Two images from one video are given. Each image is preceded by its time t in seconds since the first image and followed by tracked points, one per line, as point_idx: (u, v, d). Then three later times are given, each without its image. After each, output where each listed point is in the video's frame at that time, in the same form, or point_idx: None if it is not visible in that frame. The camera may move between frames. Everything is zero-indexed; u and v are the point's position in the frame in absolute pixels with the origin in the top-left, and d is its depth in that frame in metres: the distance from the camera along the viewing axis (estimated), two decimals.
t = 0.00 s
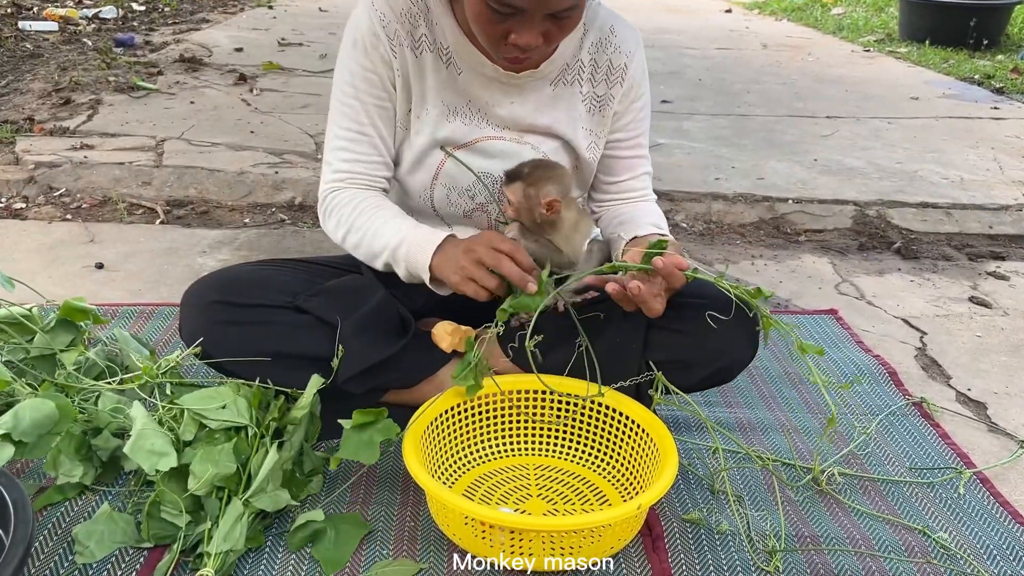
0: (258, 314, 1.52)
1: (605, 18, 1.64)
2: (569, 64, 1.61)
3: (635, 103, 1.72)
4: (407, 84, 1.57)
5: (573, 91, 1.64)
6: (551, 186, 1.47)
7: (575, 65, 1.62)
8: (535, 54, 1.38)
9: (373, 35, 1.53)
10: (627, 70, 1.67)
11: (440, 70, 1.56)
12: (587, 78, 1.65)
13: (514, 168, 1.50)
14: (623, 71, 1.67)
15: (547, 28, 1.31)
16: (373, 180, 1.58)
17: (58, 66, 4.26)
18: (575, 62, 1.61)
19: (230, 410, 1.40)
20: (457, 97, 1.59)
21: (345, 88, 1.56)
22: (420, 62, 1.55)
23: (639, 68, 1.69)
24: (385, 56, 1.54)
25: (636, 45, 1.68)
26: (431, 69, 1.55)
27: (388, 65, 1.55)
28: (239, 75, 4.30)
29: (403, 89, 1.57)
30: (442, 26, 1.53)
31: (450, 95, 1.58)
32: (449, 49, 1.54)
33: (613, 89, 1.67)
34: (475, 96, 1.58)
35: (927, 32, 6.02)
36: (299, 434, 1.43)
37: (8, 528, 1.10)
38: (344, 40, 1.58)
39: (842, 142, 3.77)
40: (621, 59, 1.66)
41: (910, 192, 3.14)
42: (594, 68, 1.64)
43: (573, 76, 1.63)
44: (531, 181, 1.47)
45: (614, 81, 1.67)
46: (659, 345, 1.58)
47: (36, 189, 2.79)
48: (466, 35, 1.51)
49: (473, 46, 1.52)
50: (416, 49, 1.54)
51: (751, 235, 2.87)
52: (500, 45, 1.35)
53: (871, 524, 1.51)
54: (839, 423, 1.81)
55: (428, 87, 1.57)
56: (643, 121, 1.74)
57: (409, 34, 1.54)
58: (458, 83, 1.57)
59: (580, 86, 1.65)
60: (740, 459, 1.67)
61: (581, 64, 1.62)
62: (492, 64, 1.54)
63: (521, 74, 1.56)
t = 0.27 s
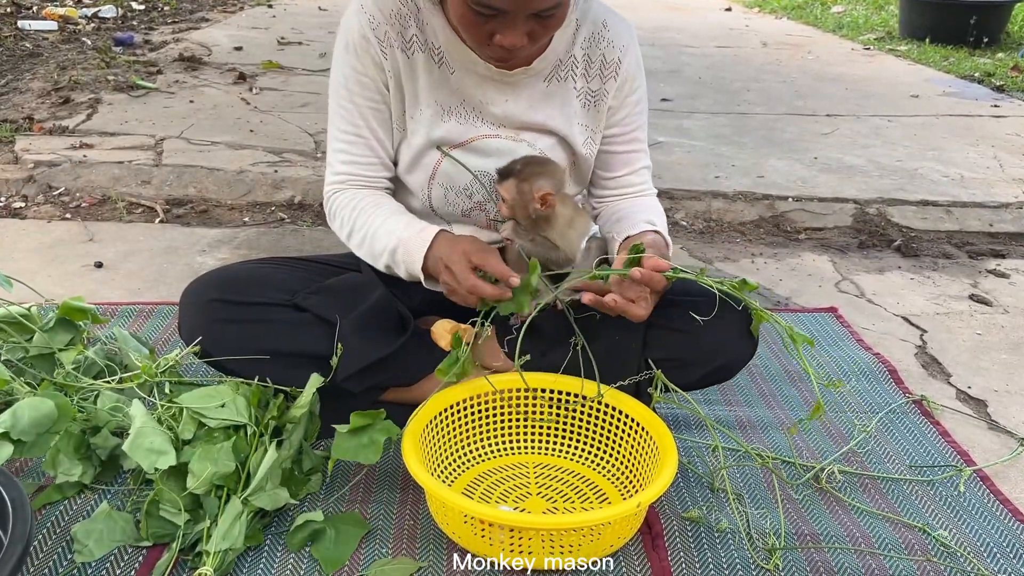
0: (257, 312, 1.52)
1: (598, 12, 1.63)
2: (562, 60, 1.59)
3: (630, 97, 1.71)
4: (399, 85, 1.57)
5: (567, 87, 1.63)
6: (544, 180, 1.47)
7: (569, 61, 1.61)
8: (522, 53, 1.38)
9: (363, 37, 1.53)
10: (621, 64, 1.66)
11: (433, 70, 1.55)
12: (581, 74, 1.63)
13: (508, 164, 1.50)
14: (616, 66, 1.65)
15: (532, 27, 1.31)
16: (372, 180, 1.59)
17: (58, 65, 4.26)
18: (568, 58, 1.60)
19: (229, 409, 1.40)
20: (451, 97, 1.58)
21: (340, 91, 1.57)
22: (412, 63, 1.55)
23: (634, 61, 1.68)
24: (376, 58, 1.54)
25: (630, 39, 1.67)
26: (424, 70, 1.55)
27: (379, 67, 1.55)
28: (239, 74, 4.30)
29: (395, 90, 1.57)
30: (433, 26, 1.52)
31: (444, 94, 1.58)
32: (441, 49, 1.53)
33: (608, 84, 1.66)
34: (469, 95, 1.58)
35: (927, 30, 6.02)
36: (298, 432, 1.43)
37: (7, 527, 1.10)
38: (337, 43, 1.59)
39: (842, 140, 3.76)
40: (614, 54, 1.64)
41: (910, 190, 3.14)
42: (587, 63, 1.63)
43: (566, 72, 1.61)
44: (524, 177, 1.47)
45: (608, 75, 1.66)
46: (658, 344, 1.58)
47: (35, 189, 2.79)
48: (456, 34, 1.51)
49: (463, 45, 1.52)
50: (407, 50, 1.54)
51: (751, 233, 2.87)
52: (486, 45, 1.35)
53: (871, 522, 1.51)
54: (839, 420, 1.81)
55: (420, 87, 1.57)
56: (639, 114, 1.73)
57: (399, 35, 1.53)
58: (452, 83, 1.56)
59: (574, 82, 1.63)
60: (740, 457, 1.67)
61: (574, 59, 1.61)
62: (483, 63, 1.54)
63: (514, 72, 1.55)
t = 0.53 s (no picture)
0: (257, 310, 1.53)
1: (595, 9, 1.63)
2: (560, 58, 1.59)
3: (629, 93, 1.70)
4: (397, 84, 1.57)
5: (565, 85, 1.63)
6: (547, 177, 1.47)
7: (566, 59, 1.60)
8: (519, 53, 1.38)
9: (361, 38, 1.53)
10: (619, 61, 1.65)
11: (430, 69, 1.55)
12: (579, 71, 1.63)
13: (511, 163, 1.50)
14: (614, 63, 1.65)
15: (529, 29, 1.30)
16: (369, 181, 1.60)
17: (57, 64, 4.26)
18: (566, 55, 1.60)
19: (228, 407, 1.40)
20: (450, 96, 1.58)
21: (338, 91, 1.57)
22: (410, 63, 1.54)
23: (632, 57, 1.67)
24: (374, 58, 1.54)
25: (628, 36, 1.67)
26: (421, 70, 1.55)
27: (377, 67, 1.55)
28: (239, 73, 4.30)
29: (393, 90, 1.57)
30: (430, 26, 1.51)
31: (442, 93, 1.57)
32: (439, 49, 1.53)
33: (605, 81, 1.66)
34: (467, 94, 1.57)
35: (927, 28, 6.02)
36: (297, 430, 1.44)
37: (7, 526, 1.10)
38: (335, 42, 1.58)
39: (842, 138, 3.76)
40: (612, 51, 1.64)
41: (910, 188, 3.14)
42: (585, 60, 1.63)
43: (564, 69, 1.61)
44: (526, 175, 1.47)
45: (606, 72, 1.66)
46: (659, 342, 1.58)
47: (35, 187, 2.79)
48: (453, 34, 1.50)
49: (461, 44, 1.51)
50: (404, 50, 1.53)
51: (751, 231, 2.87)
52: (483, 45, 1.35)
53: (871, 520, 1.51)
54: (839, 418, 1.81)
55: (418, 86, 1.56)
56: (637, 110, 1.73)
57: (397, 34, 1.52)
58: (450, 82, 1.56)
59: (572, 79, 1.63)
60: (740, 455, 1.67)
61: (572, 57, 1.61)
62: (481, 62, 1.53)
63: (511, 71, 1.55)
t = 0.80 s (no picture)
0: (257, 308, 1.53)
1: (598, 8, 1.63)
2: (562, 57, 1.59)
3: (630, 93, 1.71)
4: (400, 83, 1.57)
5: (567, 83, 1.62)
6: (548, 177, 1.46)
7: (569, 58, 1.60)
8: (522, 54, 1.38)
9: (364, 36, 1.53)
10: (621, 60, 1.65)
11: (433, 68, 1.55)
12: (581, 70, 1.63)
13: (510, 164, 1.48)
14: (617, 62, 1.65)
15: (533, 29, 1.30)
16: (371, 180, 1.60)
17: (58, 63, 4.26)
18: (568, 54, 1.60)
19: (229, 406, 1.40)
20: (452, 94, 1.57)
21: (340, 89, 1.57)
22: (412, 61, 1.54)
23: (634, 57, 1.68)
24: (376, 56, 1.54)
25: (631, 35, 1.67)
26: (424, 67, 1.54)
27: (380, 65, 1.55)
28: (239, 71, 4.30)
29: (396, 88, 1.57)
30: (433, 24, 1.52)
31: (444, 92, 1.57)
32: (442, 47, 1.53)
33: (608, 80, 1.66)
34: (470, 93, 1.57)
35: (928, 26, 6.01)
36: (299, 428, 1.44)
37: (7, 524, 1.10)
38: (337, 41, 1.58)
39: (843, 136, 3.76)
40: (615, 50, 1.64)
41: (911, 185, 3.14)
42: (588, 59, 1.63)
43: (567, 68, 1.61)
44: (529, 176, 1.46)
45: (609, 72, 1.66)
46: (660, 339, 1.57)
47: (35, 186, 2.79)
48: (456, 31, 1.50)
49: (463, 42, 1.51)
50: (407, 48, 1.53)
51: (751, 229, 2.86)
52: (487, 46, 1.34)
53: (871, 517, 1.51)
54: (840, 416, 1.81)
55: (421, 84, 1.56)
56: (639, 110, 1.73)
57: (399, 32, 1.52)
58: (452, 80, 1.56)
59: (575, 78, 1.63)
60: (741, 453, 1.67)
61: (575, 56, 1.61)
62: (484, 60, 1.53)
63: (513, 70, 1.55)
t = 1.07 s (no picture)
0: (257, 307, 1.53)
1: (598, 7, 1.63)
2: (563, 55, 1.59)
3: (632, 92, 1.70)
4: (400, 80, 1.57)
5: (568, 82, 1.62)
6: (550, 175, 1.49)
7: (570, 57, 1.60)
8: (524, 53, 1.38)
9: (365, 32, 1.52)
10: (622, 60, 1.65)
11: (434, 65, 1.55)
12: (582, 69, 1.63)
13: (507, 172, 1.48)
14: (618, 62, 1.65)
15: (536, 28, 1.30)
16: (370, 177, 1.60)
17: (57, 62, 4.25)
18: (569, 53, 1.59)
19: (229, 404, 1.40)
20: (453, 92, 1.57)
21: (340, 86, 1.57)
22: (413, 57, 1.54)
23: (635, 56, 1.67)
24: (377, 52, 1.53)
25: (632, 35, 1.67)
26: (425, 64, 1.54)
27: (380, 62, 1.54)
28: (238, 70, 4.30)
29: (397, 84, 1.57)
30: (435, 21, 1.52)
31: (445, 89, 1.57)
32: (443, 45, 1.53)
33: (609, 79, 1.65)
34: (471, 90, 1.57)
35: (928, 24, 6.01)
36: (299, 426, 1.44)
37: (7, 523, 1.10)
38: (338, 37, 1.58)
39: (843, 134, 3.76)
40: (616, 49, 1.64)
41: (911, 184, 3.13)
42: (588, 58, 1.63)
43: (568, 67, 1.61)
44: (531, 181, 1.47)
45: (610, 71, 1.66)
46: (660, 337, 1.58)
47: (35, 185, 2.78)
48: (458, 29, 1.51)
49: (465, 39, 1.51)
50: (408, 45, 1.53)
51: (751, 227, 2.86)
52: (490, 43, 1.34)
53: (872, 515, 1.51)
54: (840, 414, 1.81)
55: (421, 82, 1.56)
56: (640, 109, 1.73)
57: (401, 29, 1.52)
58: (453, 78, 1.56)
59: (575, 77, 1.63)
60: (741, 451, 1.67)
61: (575, 54, 1.60)
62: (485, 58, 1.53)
63: (514, 69, 1.55)
